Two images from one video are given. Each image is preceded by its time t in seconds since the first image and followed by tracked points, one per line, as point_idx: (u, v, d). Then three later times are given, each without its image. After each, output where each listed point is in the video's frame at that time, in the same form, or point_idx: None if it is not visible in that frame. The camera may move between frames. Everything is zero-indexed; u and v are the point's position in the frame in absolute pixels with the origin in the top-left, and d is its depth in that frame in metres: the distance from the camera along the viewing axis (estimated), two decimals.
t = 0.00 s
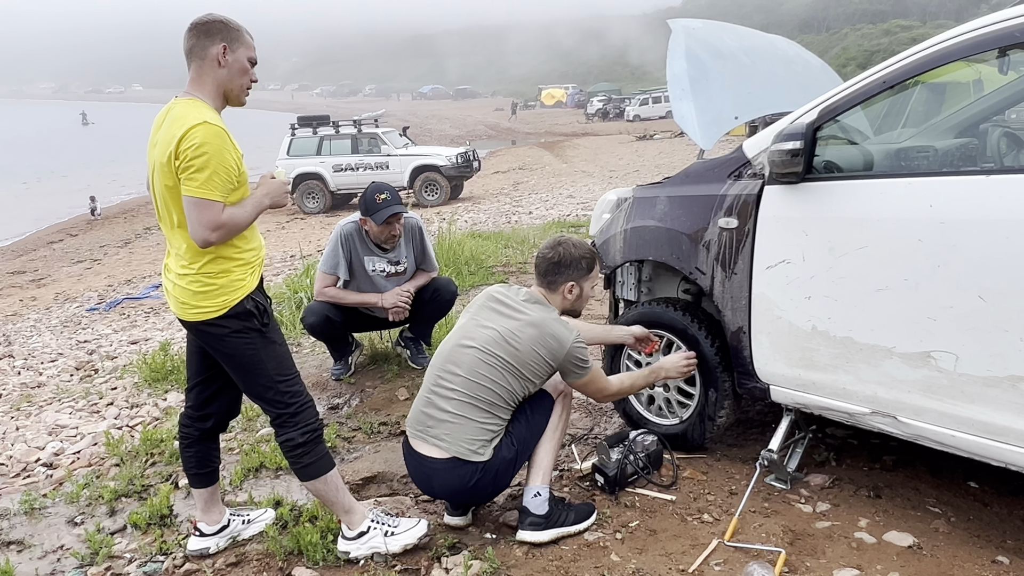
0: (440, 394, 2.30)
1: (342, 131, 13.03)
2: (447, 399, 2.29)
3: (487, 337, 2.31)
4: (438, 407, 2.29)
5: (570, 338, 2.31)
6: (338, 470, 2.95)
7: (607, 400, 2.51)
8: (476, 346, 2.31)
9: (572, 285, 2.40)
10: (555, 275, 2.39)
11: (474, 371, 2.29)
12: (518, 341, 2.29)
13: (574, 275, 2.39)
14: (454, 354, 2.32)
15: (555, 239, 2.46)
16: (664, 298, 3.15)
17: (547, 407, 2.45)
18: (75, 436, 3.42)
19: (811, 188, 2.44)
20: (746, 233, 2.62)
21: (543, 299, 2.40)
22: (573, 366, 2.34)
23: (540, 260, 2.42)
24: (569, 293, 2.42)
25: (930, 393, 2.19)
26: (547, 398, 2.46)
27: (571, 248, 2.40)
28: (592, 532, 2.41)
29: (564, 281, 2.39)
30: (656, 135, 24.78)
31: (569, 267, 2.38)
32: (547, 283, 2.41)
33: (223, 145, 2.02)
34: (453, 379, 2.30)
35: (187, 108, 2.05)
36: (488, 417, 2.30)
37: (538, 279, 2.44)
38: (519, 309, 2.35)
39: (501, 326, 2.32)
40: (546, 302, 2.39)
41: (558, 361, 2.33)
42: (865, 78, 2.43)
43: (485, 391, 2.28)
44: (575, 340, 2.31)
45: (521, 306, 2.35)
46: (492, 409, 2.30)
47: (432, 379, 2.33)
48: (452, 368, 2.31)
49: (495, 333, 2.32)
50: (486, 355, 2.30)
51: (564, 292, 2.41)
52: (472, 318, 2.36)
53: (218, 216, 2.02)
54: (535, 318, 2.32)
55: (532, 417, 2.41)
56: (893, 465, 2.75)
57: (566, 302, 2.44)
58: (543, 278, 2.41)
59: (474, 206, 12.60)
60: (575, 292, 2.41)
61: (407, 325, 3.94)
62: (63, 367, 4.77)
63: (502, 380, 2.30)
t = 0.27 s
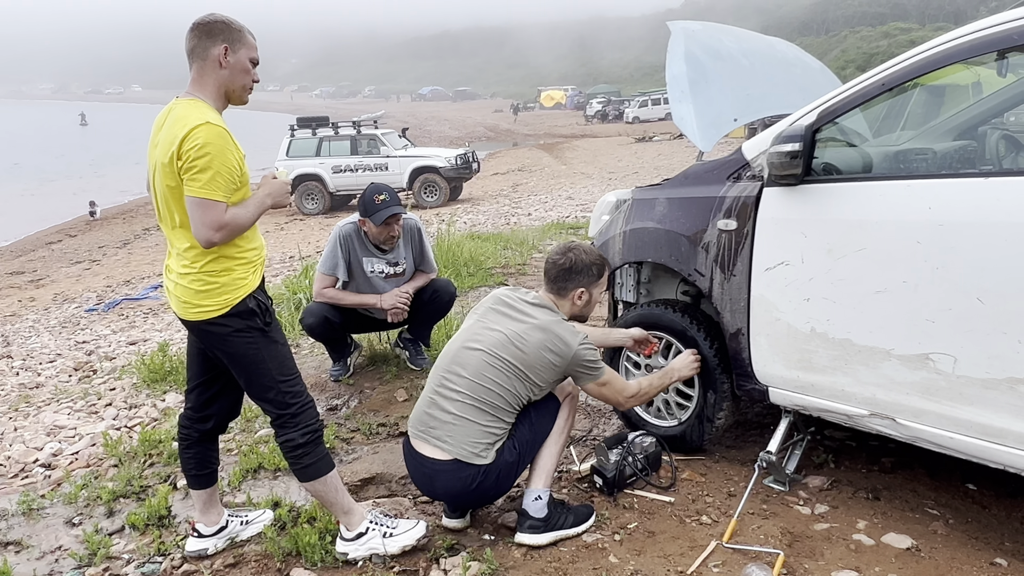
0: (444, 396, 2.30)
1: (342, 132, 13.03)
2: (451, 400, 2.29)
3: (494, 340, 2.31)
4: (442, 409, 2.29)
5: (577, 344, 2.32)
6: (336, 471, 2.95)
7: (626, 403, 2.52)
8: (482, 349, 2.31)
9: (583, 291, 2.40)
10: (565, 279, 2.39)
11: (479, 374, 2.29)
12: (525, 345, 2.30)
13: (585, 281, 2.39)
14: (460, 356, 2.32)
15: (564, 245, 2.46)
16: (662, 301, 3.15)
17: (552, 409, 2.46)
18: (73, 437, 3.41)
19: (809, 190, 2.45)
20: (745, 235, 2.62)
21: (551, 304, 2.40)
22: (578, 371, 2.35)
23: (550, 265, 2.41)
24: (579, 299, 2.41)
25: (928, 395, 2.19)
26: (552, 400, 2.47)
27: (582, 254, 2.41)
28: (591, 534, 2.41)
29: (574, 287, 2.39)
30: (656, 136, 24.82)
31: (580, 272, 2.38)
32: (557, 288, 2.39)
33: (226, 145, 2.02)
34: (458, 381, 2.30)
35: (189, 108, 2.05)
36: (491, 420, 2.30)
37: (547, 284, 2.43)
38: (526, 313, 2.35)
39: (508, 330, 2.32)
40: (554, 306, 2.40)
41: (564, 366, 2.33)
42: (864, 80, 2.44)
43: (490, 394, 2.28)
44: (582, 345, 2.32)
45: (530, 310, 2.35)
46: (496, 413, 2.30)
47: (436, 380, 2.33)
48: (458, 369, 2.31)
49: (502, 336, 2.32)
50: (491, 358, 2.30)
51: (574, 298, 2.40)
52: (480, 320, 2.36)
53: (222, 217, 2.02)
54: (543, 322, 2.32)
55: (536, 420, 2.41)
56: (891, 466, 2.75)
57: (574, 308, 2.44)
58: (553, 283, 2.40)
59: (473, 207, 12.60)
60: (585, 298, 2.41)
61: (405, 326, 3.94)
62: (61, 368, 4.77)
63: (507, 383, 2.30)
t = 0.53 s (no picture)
0: (444, 400, 2.30)
1: (341, 133, 13.04)
2: (451, 404, 2.29)
3: (492, 343, 2.32)
4: (443, 413, 2.29)
5: (575, 344, 2.31)
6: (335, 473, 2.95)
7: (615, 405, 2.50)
8: (481, 352, 2.31)
9: (584, 290, 2.41)
10: (566, 278, 2.38)
11: (478, 377, 2.29)
12: (523, 347, 2.29)
13: (586, 279, 2.40)
14: (459, 360, 2.33)
15: (563, 243, 2.46)
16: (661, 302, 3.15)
17: (555, 411, 2.46)
18: (72, 438, 3.41)
19: (808, 192, 2.45)
20: (744, 237, 2.62)
21: (549, 303, 2.40)
22: (578, 372, 2.34)
23: (550, 264, 2.40)
24: (580, 297, 2.42)
25: (927, 397, 2.19)
26: (554, 402, 2.47)
27: (582, 253, 2.41)
28: (589, 535, 2.41)
29: (576, 286, 2.39)
30: (655, 138, 24.85)
31: (582, 271, 2.39)
32: (557, 287, 2.39)
33: (226, 144, 2.02)
34: (458, 385, 2.30)
35: (189, 108, 2.05)
36: (492, 423, 2.29)
37: (547, 284, 2.42)
38: (525, 315, 2.35)
39: (506, 332, 2.32)
40: (553, 307, 2.39)
41: (563, 367, 2.33)
42: (863, 83, 2.44)
43: (490, 398, 2.28)
44: (581, 345, 2.31)
45: (526, 311, 2.35)
46: (496, 416, 2.30)
47: (437, 385, 2.33)
48: (458, 373, 2.31)
49: (500, 339, 2.32)
50: (490, 361, 2.30)
51: (575, 296, 2.40)
52: (478, 323, 2.37)
53: (224, 215, 2.02)
54: (541, 323, 2.32)
55: (537, 422, 2.41)
56: (890, 468, 2.76)
57: (575, 307, 2.44)
58: (554, 281, 2.39)
59: (473, 208, 12.61)
60: (586, 296, 2.41)
61: (405, 328, 3.94)
62: (60, 369, 4.76)
63: (507, 386, 2.29)
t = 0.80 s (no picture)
0: (443, 402, 2.30)
1: (341, 135, 13.04)
2: (450, 406, 2.29)
3: (489, 343, 2.31)
4: (442, 415, 2.29)
5: (571, 341, 2.31)
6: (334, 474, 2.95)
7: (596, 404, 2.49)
8: (478, 352, 2.31)
9: (578, 284, 2.41)
10: (561, 275, 2.37)
11: (477, 378, 2.29)
12: (521, 346, 2.29)
13: (581, 274, 2.40)
14: (457, 361, 2.32)
15: (554, 238, 2.45)
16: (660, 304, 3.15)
17: (551, 413, 2.46)
18: (71, 440, 3.41)
19: (807, 194, 2.45)
20: (743, 238, 2.62)
21: (543, 299, 2.40)
22: (573, 369, 2.35)
23: (543, 262, 2.39)
24: (575, 291, 2.42)
25: (926, 398, 2.19)
26: (553, 403, 2.47)
27: (574, 248, 2.40)
28: (589, 537, 2.40)
29: (571, 281, 2.39)
30: (655, 139, 24.86)
31: (577, 266, 2.38)
32: (551, 284, 2.38)
33: (214, 148, 2.02)
34: (456, 386, 2.30)
35: (180, 112, 2.05)
36: (491, 424, 2.30)
37: (540, 281, 2.41)
38: (520, 314, 2.35)
39: (503, 331, 2.32)
40: (548, 304, 2.39)
41: (560, 364, 2.33)
42: (861, 84, 2.44)
43: (489, 398, 2.28)
44: (577, 342, 2.32)
45: (522, 310, 2.35)
46: (495, 416, 2.30)
47: (436, 387, 2.33)
48: (455, 374, 2.31)
49: (497, 339, 2.32)
50: (488, 361, 2.30)
51: (571, 290, 2.41)
52: (475, 323, 2.37)
53: (212, 220, 2.02)
54: (536, 322, 2.31)
55: (535, 424, 2.41)
56: (889, 469, 2.75)
57: (570, 301, 2.44)
58: (549, 279, 2.38)
59: (473, 209, 12.61)
60: (581, 290, 2.42)
61: (404, 329, 3.94)
62: (59, 371, 4.76)
63: (505, 385, 2.29)
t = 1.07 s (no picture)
0: (440, 404, 2.30)
1: (340, 136, 13.05)
2: (447, 408, 2.29)
3: (486, 344, 2.31)
4: (439, 416, 2.29)
5: (568, 343, 2.31)
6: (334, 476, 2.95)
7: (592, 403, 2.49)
8: (474, 354, 2.31)
9: (575, 284, 2.41)
10: (558, 275, 2.37)
11: (473, 380, 2.29)
12: (517, 348, 2.29)
13: (577, 274, 2.39)
14: (453, 363, 2.33)
15: (550, 239, 2.45)
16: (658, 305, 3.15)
17: (549, 413, 2.45)
18: (71, 442, 3.41)
19: (806, 195, 2.45)
20: (742, 239, 2.62)
21: (540, 302, 2.39)
22: (571, 371, 2.34)
23: (539, 262, 2.38)
24: (571, 292, 2.42)
25: (926, 399, 2.19)
26: (550, 404, 2.46)
27: (569, 248, 2.40)
28: (588, 538, 2.41)
29: (568, 281, 2.38)
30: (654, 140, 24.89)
31: (574, 267, 2.38)
32: (547, 285, 2.38)
33: (214, 150, 2.02)
34: (453, 388, 2.30)
35: (179, 113, 2.05)
36: (488, 425, 2.30)
37: (537, 282, 2.40)
38: (517, 315, 2.35)
39: (500, 333, 2.32)
40: (546, 306, 2.39)
41: (557, 366, 2.33)
42: (859, 85, 2.45)
43: (485, 399, 2.28)
44: (574, 344, 2.32)
45: (519, 311, 2.35)
46: (492, 418, 2.30)
47: (433, 388, 2.33)
48: (452, 376, 2.31)
49: (494, 340, 2.32)
50: (484, 363, 2.30)
51: (569, 291, 2.40)
52: (472, 324, 2.37)
53: (211, 221, 2.02)
54: (533, 324, 2.31)
55: (533, 424, 2.41)
56: (889, 470, 2.76)
57: (566, 301, 2.44)
58: (546, 280, 2.37)
59: (472, 210, 12.62)
60: (577, 290, 2.42)
61: (403, 330, 3.94)
62: (59, 372, 4.76)
63: (502, 387, 2.30)
